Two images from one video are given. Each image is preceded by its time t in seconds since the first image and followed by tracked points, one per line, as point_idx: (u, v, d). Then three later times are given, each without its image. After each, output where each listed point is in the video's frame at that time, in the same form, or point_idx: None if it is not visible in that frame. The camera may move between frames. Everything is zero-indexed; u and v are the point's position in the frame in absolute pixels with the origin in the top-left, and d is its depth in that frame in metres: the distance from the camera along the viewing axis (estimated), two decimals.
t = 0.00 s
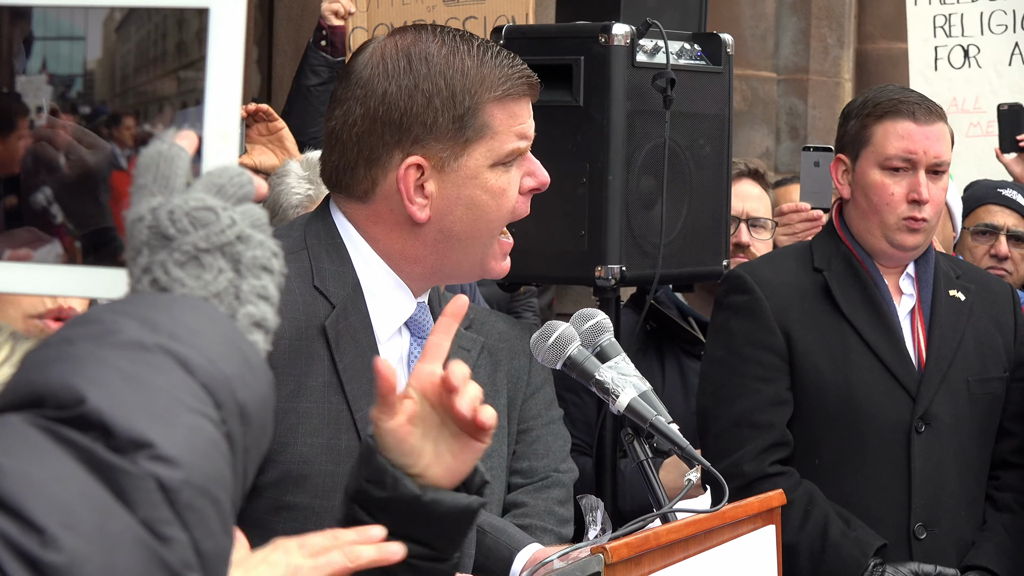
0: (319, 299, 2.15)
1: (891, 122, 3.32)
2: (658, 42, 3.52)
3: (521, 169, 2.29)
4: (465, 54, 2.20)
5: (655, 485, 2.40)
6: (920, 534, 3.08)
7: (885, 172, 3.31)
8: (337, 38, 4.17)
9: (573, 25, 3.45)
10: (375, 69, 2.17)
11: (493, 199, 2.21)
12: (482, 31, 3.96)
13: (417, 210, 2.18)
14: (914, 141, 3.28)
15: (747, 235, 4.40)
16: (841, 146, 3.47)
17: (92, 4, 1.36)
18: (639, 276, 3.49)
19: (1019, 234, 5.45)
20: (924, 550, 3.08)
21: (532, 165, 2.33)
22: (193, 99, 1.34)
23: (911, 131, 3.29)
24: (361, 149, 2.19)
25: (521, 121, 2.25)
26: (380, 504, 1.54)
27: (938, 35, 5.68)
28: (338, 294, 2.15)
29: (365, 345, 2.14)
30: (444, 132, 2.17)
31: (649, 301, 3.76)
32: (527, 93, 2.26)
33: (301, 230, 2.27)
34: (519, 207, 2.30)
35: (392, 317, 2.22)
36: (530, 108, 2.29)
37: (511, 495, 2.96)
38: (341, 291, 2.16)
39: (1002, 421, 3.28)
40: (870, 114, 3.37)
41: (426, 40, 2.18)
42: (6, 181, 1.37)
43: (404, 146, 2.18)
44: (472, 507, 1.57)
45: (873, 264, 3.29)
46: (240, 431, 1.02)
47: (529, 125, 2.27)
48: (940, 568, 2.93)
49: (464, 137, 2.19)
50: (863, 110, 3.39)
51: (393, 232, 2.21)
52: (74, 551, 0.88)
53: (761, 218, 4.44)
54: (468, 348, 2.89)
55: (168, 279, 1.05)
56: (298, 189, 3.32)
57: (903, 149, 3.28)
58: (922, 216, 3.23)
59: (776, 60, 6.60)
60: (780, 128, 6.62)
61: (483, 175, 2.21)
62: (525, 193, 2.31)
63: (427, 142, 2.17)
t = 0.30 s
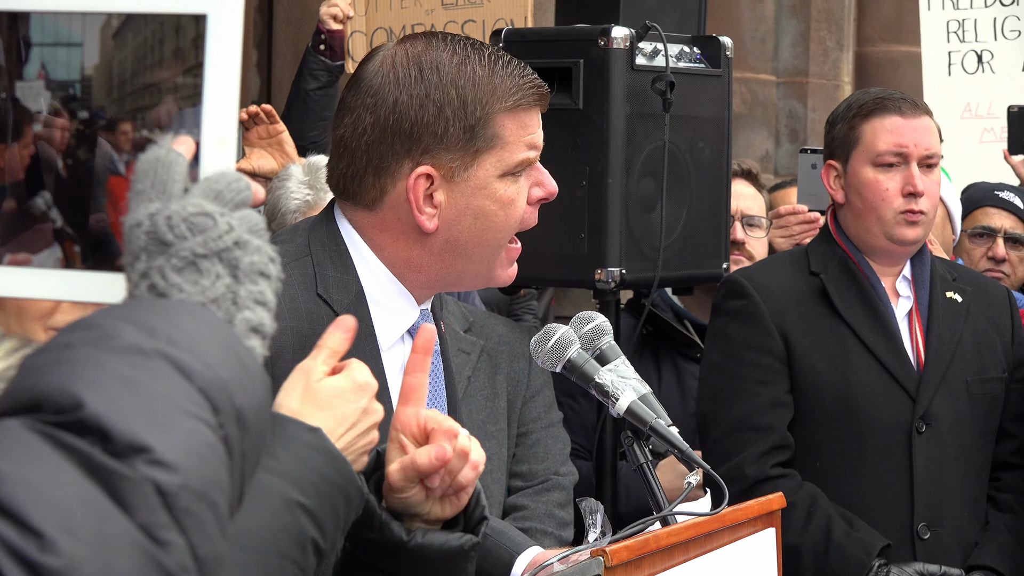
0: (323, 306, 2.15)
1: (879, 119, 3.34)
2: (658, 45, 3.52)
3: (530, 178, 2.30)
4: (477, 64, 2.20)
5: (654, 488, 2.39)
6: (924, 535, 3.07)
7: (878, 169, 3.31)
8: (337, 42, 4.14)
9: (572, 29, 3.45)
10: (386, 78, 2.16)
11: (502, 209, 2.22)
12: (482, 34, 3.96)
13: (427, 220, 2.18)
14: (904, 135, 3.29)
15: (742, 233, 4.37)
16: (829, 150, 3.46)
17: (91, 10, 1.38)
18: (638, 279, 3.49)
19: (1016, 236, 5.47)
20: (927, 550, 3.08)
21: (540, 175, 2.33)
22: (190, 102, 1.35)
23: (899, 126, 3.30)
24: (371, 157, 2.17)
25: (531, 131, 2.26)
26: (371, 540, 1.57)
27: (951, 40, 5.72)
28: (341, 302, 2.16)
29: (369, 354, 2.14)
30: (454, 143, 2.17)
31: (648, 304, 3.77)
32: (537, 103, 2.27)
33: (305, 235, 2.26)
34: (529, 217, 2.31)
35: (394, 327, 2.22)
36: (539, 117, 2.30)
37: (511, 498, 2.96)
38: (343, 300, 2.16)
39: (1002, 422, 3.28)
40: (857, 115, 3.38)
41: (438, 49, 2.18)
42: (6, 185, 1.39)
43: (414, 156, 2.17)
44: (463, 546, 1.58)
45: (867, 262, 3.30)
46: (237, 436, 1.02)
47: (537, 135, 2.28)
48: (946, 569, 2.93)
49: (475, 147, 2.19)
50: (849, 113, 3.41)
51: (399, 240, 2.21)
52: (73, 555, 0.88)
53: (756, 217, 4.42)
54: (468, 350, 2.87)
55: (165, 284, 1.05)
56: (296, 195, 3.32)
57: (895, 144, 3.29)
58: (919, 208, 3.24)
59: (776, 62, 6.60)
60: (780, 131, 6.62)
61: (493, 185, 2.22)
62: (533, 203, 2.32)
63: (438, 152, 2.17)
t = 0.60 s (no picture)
0: (321, 309, 2.12)
1: (881, 127, 3.34)
2: (661, 48, 3.53)
3: (528, 179, 2.28)
4: (474, 66, 2.20)
5: (657, 490, 2.39)
6: (929, 537, 3.07)
7: (883, 177, 3.31)
8: (338, 46, 4.16)
9: (575, 31, 3.45)
10: (383, 82, 2.17)
11: (501, 210, 2.23)
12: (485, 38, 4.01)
13: (426, 222, 2.19)
14: (908, 143, 3.29)
15: (746, 238, 4.41)
16: (833, 155, 3.46)
17: (90, 18, 1.39)
18: (641, 282, 3.50)
19: (1016, 240, 5.50)
20: (932, 553, 3.08)
21: (539, 176, 2.31)
22: (191, 110, 1.38)
23: (904, 134, 3.30)
24: (368, 161, 2.18)
25: (530, 131, 2.26)
26: None
27: (966, 44, 5.78)
28: (339, 304, 2.12)
29: (367, 355, 2.11)
30: (452, 146, 2.18)
31: (651, 307, 3.77)
32: (535, 103, 2.27)
33: (302, 238, 2.24)
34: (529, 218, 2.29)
35: (392, 328, 2.21)
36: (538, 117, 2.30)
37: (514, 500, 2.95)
38: (341, 302, 2.13)
39: (1004, 425, 3.27)
40: (862, 121, 3.37)
41: (435, 52, 2.18)
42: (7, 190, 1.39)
43: (413, 159, 2.18)
44: None
45: (871, 268, 3.29)
46: (235, 440, 1.03)
47: (536, 135, 2.28)
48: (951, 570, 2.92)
49: (473, 149, 2.20)
50: (852, 119, 3.40)
51: (397, 243, 2.21)
52: (70, 559, 0.89)
53: (759, 221, 4.44)
54: (470, 354, 2.88)
55: (164, 290, 1.05)
56: (289, 198, 3.33)
57: (899, 153, 3.29)
58: (923, 216, 3.23)
59: (779, 65, 6.59)
60: (783, 134, 6.62)
61: (492, 186, 2.22)
62: (531, 204, 2.29)
63: (436, 154, 2.18)
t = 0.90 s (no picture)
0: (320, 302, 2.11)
1: (887, 128, 3.33)
2: (667, 50, 3.53)
3: (514, 161, 2.31)
4: (453, 50, 2.22)
5: (664, 492, 2.39)
6: (934, 541, 3.07)
7: (888, 179, 3.31)
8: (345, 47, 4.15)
9: (581, 33, 3.46)
10: (363, 69, 2.18)
11: (486, 193, 2.24)
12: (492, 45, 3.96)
13: (412, 208, 2.20)
14: (914, 145, 3.28)
15: (754, 244, 4.36)
16: (838, 158, 3.46)
17: (92, 18, 1.37)
18: (648, 284, 3.50)
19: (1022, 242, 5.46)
20: (937, 556, 3.08)
21: (525, 157, 2.34)
22: (197, 110, 1.36)
23: (910, 135, 3.30)
24: (353, 150, 2.20)
25: (512, 114, 2.27)
26: None
27: (969, 46, 5.78)
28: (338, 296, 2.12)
29: (367, 345, 2.11)
30: (434, 130, 2.19)
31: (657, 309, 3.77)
32: (516, 86, 2.29)
33: (295, 234, 2.20)
34: (515, 200, 2.31)
35: (393, 316, 2.20)
36: (520, 100, 2.32)
37: (520, 502, 2.95)
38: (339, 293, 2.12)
39: (1009, 428, 3.27)
40: (866, 123, 3.38)
41: (414, 38, 2.19)
42: (9, 190, 1.37)
43: (396, 146, 2.19)
44: None
45: (875, 268, 3.30)
46: (237, 440, 1.03)
47: (519, 117, 2.29)
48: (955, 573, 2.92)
49: (455, 133, 2.21)
50: (858, 120, 3.41)
51: (385, 231, 2.22)
52: (69, 558, 0.89)
53: (768, 228, 4.40)
54: (477, 356, 2.90)
55: (166, 290, 1.06)
56: (297, 198, 3.34)
57: (905, 154, 3.28)
58: (929, 217, 3.23)
59: (785, 67, 6.59)
60: (789, 136, 6.62)
61: (475, 169, 2.24)
62: (518, 185, 2.32)
63: (419, 140, 2.19)
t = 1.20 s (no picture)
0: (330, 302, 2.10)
1: (893, 129, 3.33)
2: (670, 51, 3.52)
3: (530, 169, 2.32)
4: (472, 56, 2.22)
5: (667, 494, 2.39)
6: (935, 544, 3.07)
7: (893, 179, 3.31)
8: (349, 48, 4.19)
9: (583, 34, 3.45)
10: (381, 73, 2.18)
11: (501, 200, 2.24)
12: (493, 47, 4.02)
13: (427, 213, 2.20)
14: (920, 146, 3.28)
15: (759, 246, 4.37)
16: (844, 159, 3.46)
17: (93, 14, 1.38)
18: (652, 285, 3.50)
19: None
20: (939, 559, 3.07)
21: (541, 165, 2.35)
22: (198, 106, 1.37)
23: (915, 137, 3.30)
24: (369, 153, 2.20)
25: (530, 122, 2.27)
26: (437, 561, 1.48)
27: (983, 50, 5.77)
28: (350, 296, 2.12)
29: (379, 347, 2.11)
30: (450, 136, 2.19)
31: (661, 311, 3.77)
32: (533, 93, 2.29)
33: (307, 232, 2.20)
34: (531, 207, 2.32)
35: (405, 318, 2.21)
36: (538, 109, 2.32)
37: (523, 503, 2.95)
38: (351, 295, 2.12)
39: (1012, 431, 3.26)
40: (872, 124, 3.38)
41: (433, 43, 2.19)
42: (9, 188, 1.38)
43: (412, 151, 2.20)
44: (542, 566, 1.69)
45: (879, 269, 3.30)
46: (236, 440, 1.04)
47: (535, 125, 2.29)
48: None
49: (472, 139, 2.21)
50: (864, 120, 3.40)
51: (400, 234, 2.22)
52: (69, 558, 0.89)
53: (772, 230, 4.41)
54: (481, 356, 2.91)
55: (167, 288, 1.06)
56: (308, 199, 3.33)
57: (910, 155, 3.28)
58: (935, 218, 3.23)
59: (789, 68, 6.59)
60: (793, 138, 6.60)
61: (491, 176, 2.24)
62: (533, 192, 2.33)
63: (435, 145, 2.19)
